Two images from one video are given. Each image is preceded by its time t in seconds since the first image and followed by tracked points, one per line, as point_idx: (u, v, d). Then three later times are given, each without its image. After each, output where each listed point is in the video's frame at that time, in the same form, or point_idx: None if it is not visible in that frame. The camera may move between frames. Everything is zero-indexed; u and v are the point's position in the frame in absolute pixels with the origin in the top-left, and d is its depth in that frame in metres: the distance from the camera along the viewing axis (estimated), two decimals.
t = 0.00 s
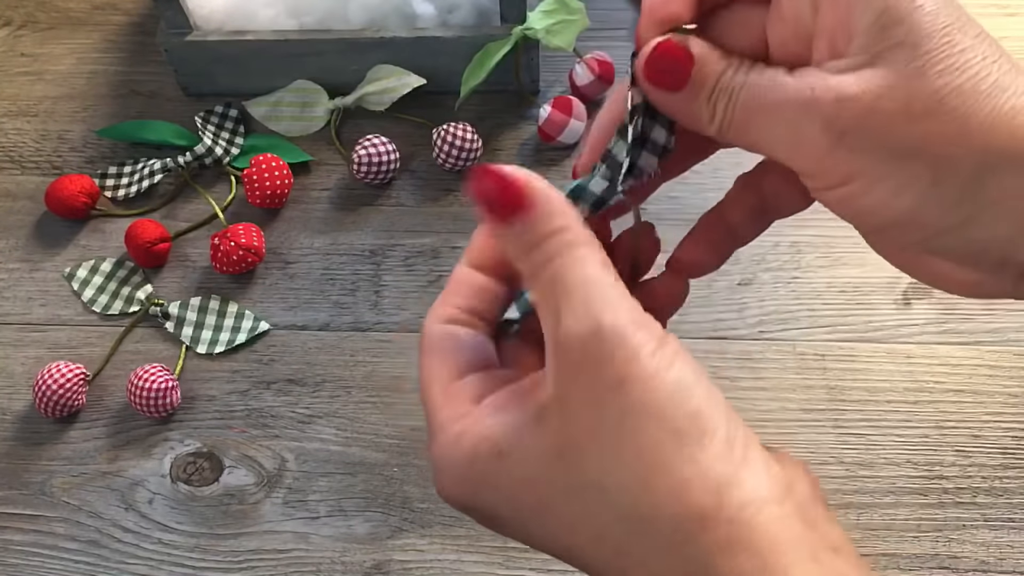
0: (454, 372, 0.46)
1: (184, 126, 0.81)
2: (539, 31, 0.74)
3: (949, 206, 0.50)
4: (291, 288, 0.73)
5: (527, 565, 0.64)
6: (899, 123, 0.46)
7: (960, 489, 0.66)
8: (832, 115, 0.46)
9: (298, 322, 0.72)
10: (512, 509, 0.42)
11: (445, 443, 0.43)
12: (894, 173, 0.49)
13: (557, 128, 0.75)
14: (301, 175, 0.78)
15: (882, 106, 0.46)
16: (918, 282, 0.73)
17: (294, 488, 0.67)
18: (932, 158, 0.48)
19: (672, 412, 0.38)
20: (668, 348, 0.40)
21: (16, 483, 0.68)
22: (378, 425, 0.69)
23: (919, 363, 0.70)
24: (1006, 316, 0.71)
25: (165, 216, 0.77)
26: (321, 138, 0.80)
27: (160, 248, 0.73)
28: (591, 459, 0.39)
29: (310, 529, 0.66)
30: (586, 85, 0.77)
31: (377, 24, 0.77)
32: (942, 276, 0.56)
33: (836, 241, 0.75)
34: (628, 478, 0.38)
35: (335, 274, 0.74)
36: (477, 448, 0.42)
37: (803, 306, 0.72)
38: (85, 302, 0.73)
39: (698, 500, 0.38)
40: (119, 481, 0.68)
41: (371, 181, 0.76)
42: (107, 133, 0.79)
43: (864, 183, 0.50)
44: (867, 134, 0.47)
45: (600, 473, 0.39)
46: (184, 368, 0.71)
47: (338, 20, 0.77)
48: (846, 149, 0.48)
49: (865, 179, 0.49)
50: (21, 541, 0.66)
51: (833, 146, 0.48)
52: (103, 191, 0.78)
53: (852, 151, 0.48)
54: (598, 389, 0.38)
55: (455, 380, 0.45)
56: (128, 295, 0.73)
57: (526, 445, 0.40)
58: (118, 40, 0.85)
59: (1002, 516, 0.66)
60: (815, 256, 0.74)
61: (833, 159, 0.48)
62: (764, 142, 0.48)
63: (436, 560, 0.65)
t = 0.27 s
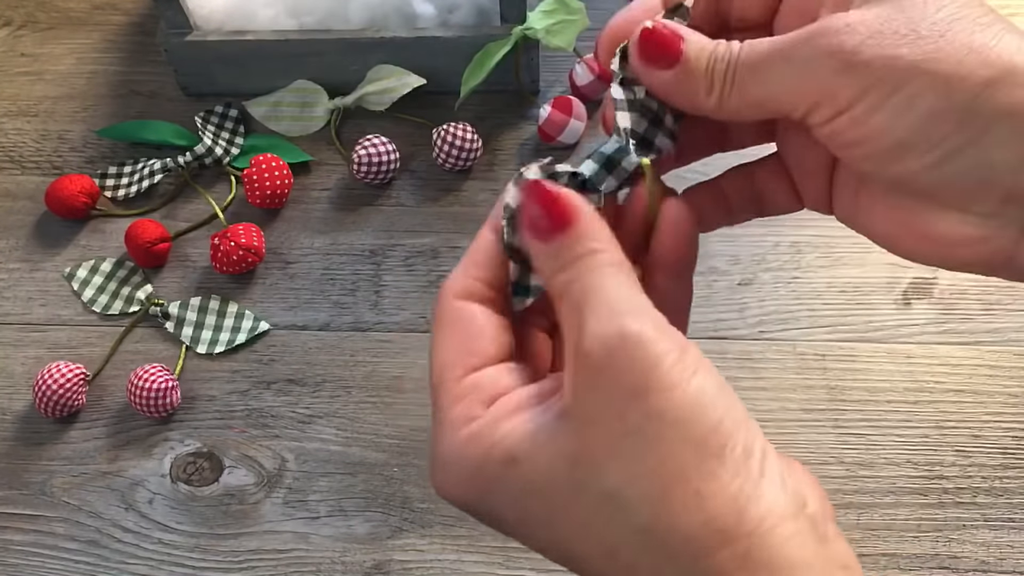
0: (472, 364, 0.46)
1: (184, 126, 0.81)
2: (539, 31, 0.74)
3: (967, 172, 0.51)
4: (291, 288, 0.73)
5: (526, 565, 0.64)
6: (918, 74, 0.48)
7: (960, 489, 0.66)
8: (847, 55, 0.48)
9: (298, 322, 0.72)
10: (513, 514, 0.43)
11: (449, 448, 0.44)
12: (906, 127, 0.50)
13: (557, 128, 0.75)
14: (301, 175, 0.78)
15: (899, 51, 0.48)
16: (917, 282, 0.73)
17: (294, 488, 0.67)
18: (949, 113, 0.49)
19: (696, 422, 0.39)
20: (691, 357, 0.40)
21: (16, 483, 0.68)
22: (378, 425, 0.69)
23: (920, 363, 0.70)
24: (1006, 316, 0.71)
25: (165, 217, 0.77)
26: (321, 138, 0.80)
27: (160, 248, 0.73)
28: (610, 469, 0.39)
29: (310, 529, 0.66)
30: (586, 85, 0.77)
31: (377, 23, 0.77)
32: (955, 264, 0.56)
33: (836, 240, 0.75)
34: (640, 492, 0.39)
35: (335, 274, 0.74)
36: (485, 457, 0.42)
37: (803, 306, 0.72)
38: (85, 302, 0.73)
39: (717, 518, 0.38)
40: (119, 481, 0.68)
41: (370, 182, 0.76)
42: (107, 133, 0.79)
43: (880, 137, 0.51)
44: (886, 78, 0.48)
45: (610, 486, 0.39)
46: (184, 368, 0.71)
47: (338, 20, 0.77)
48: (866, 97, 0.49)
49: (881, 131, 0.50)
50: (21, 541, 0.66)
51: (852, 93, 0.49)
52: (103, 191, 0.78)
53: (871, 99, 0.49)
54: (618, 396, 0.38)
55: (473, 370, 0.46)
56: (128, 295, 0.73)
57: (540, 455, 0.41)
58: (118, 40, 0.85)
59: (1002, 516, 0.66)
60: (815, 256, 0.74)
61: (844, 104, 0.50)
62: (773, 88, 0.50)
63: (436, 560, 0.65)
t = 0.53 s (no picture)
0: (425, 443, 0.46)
1: (184, 126, 0.81)
2: (539, 31, 0.74)
3: (943, 226, 0.50)
4: (291, 288, 0.73)
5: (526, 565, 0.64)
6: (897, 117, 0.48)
7: (960, 489, 0.66)
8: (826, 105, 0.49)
9: (298, 322, 0.72)
10: None
11: (437, 509, 0.43)
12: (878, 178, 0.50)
13: (557, 127, 0.75)
14: (301, 175, 0.78)
15: (874, 100, 0.49)
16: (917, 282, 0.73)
17: (294, 488, 0.67)
18: (920, 168, 0.48)
19: (667, 434, 0.39)
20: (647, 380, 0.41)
21: (16, 483, 0.68)
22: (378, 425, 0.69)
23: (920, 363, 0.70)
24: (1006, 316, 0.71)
25: (165, 216, 0.77)
26: (321, 138, 0.80)
27: (160, 248, 0.73)
28: (605, 497, 0.38)
29: (310, 529, 0.66)
30: (586, 84, 0.77)
31: (377, 23, 0.77)
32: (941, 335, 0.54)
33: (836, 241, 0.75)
34: (643, 498, 0.38)
35: (335, 273, 0.74)
36: (473, 512, 0.41)
37: (803, 306, 0.72)
38: (85, 302, 0.73)
39: (706, 528, 0.37)
40: (119, 481, 0.68)
41: (370, 182, 0.76)
42: (107, 133, 0.79)
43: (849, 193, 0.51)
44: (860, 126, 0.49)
45: (617, 509, 0.38)
46: (184, 368, 0.71)
47: (338, 20, 0.77)
48: (830, 147, 0.50)
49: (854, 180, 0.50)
50: (21, 541, 0.66)
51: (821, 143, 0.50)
52: (103, 191, 0.78)
53: (836, 150, 0.50)
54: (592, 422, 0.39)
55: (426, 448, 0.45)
56: (128, 295, 0.73)
57: (531, 503, 0.40)
58: (118, 40, 0.85)
59: (1002, 516, 0.65)
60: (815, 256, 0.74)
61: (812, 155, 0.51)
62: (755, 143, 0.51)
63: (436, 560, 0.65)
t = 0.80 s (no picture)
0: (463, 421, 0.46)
1: (184, 126, 0.81)
2: (539, 31, 0.74)
3: (959, 187, 0.50)
4: (291, 288, 0.73)
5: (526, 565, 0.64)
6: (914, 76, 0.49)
7: (960, 489, 0.66)
8: (835, 63, 0.49)
9: (298, 322, 0.72)
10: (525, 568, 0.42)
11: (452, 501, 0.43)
12: (893, 138, 0.50)
13: (557, 127, 0.75)
14: (300, 175, 0.78)
15: (891, 59, 0.49)
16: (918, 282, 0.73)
17: (294, 488, 0.67)
18: (936, 126, 0.49)
19: (707, 450, 0.39)
20: (694, 391, 0.41)
21: (16, 483, 0.68)
22: (378, 425, 0.69)
23: (920, 364, 0.70)
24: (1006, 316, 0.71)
25: (165, 216, 0.77)
26: (321, 138, 0.80)
27: (160, 248, 0.73)
28: (637, 507, 0.39)
29: (310, 529, 0.66)
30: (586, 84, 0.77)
31: (377, 23, 0.77)
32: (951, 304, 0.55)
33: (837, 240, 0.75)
34: (666, 520, 0.38)
35: (335, 274, 0.74)
36: (497, 504, 0.41)
37: (803, 306, 0.72)
38: (84, 302, 0.73)
39: (742, 548, 0.38)
40: (119, 481, 0.68)
41: (370, 182, 0.76)
42: (107, 133, 0.79)
43: (865, 151, 0.51)
44: (875, 85, 0.49)
45: (637, 519, 0.39)
46: (184, 368, 0.71)
47: (338, 20, 0.77)
48: (847, 105, 0.50)
49: (870, 139, 0.50)
50: (21, 541, 0.66)
51: (835, 102, 0.50)
52: (103, 191, 0.77)
53: (853, 108, 0.50)
54: (639, 428, 0.39)
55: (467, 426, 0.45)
56: (128, 295, 0.73)
57: (561, 499, 0.40)
58: (118, 40, 0.85)
59: (1002, 516, 0.65)
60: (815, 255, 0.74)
61: (826, 113, 0.51)
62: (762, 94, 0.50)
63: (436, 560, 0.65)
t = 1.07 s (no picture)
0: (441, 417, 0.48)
1: (184, 126, 0.80)
2: (539, 31, 0.74)
3: (964, 241, 0.49)
4: (291, 288, 0.73)
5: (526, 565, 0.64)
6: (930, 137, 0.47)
7: (960, 489, 0.66)
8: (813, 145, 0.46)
9: (298, 322, 0.72)
10: (505, 552, 0.43)
11: (434, 485, 0.45)
12: (919, 202, 0.48)
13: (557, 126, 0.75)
14: (300, 175, 0.78)
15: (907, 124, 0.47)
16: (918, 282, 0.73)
17: (294, 488, 0.67)
18: (956, 184, 0.47)
19: (680, 420, 0.40)
20: (664, 368, 0.42)
21: (16, 483, 0.68)
22: (378, 425, 0.69)
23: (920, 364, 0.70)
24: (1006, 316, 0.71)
25: (165, 216, 0.77)
26: (321, 138, 0.80)
27: (160, 248, 0.73)
28: (607, 477, 0.39)
29: (310, 529, 0.66)
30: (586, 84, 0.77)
31: (377, 23, 0.77)
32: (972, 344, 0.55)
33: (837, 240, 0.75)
34: (643, 488, 0.39)
35: (335, 273, 0.74)
36: (473, 486, 0.43)
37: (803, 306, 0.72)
38: (84, 302, 0.73)
39: (709, 519, 0.37)
40: (119, 481, 0.68)
41: (370, 182, 0.76)
42: (107, 133, 0.79)
43: (864, 214, 0.50)
44: (896, 156, 0.47)
45: (616, 488, 0.39)
46: (184, 368, 0.71)
47: (338, 20, 0.77)
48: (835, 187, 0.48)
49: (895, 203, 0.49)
50: (21, 541, 0.66)
51: (859, 175, 0.48)
52: (103, 191, 0.77)
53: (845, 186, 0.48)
54: (606, 399, 0.40)
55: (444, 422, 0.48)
56: (128, 295, 0.73)
57: (530, 475, 0.41)
58: (118, 40, 0.85)
59: (1003, 516, 0.65)
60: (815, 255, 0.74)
61: (850, 188, 0.48)
62: (784, 182, 0.47)
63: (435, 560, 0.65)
